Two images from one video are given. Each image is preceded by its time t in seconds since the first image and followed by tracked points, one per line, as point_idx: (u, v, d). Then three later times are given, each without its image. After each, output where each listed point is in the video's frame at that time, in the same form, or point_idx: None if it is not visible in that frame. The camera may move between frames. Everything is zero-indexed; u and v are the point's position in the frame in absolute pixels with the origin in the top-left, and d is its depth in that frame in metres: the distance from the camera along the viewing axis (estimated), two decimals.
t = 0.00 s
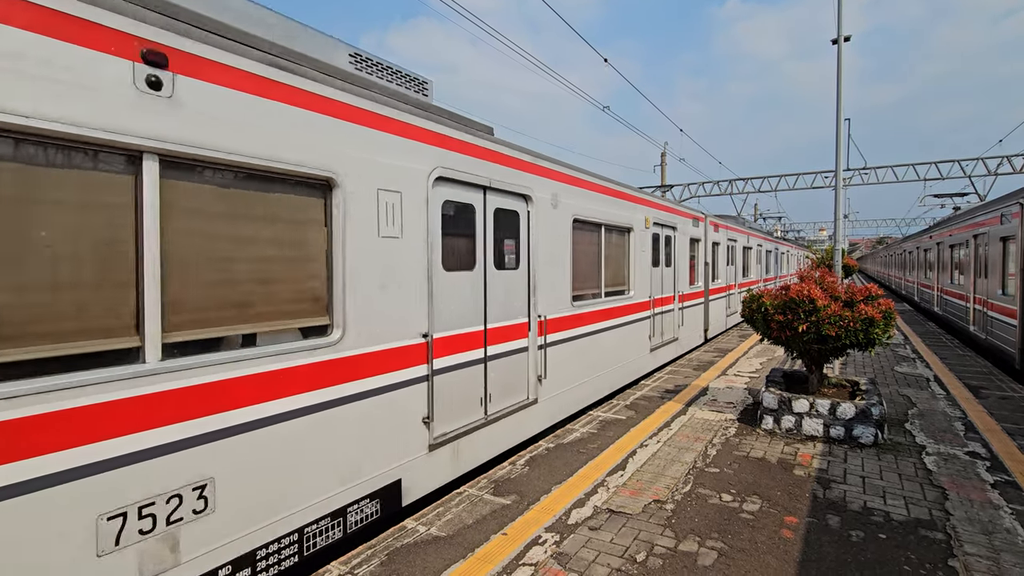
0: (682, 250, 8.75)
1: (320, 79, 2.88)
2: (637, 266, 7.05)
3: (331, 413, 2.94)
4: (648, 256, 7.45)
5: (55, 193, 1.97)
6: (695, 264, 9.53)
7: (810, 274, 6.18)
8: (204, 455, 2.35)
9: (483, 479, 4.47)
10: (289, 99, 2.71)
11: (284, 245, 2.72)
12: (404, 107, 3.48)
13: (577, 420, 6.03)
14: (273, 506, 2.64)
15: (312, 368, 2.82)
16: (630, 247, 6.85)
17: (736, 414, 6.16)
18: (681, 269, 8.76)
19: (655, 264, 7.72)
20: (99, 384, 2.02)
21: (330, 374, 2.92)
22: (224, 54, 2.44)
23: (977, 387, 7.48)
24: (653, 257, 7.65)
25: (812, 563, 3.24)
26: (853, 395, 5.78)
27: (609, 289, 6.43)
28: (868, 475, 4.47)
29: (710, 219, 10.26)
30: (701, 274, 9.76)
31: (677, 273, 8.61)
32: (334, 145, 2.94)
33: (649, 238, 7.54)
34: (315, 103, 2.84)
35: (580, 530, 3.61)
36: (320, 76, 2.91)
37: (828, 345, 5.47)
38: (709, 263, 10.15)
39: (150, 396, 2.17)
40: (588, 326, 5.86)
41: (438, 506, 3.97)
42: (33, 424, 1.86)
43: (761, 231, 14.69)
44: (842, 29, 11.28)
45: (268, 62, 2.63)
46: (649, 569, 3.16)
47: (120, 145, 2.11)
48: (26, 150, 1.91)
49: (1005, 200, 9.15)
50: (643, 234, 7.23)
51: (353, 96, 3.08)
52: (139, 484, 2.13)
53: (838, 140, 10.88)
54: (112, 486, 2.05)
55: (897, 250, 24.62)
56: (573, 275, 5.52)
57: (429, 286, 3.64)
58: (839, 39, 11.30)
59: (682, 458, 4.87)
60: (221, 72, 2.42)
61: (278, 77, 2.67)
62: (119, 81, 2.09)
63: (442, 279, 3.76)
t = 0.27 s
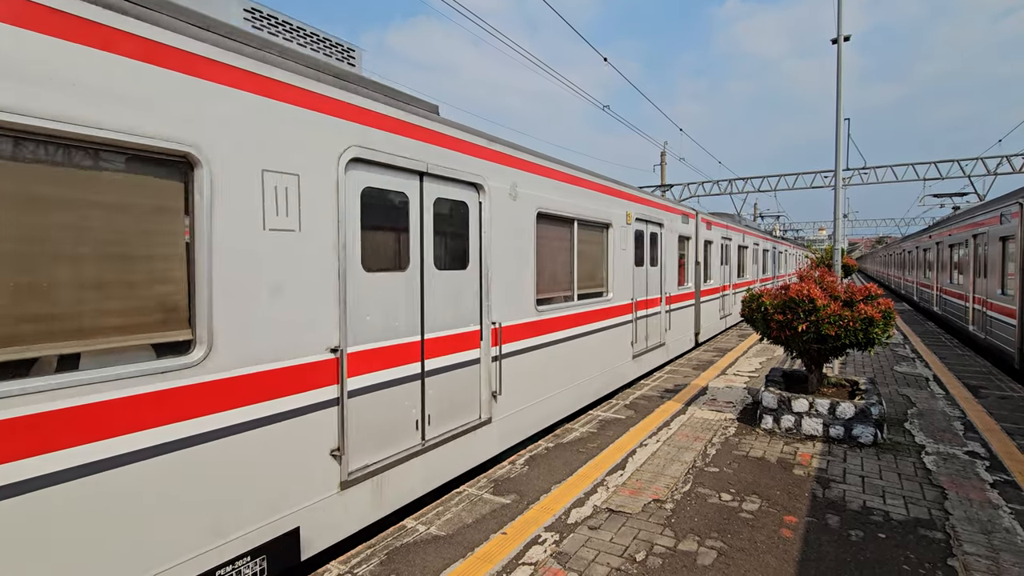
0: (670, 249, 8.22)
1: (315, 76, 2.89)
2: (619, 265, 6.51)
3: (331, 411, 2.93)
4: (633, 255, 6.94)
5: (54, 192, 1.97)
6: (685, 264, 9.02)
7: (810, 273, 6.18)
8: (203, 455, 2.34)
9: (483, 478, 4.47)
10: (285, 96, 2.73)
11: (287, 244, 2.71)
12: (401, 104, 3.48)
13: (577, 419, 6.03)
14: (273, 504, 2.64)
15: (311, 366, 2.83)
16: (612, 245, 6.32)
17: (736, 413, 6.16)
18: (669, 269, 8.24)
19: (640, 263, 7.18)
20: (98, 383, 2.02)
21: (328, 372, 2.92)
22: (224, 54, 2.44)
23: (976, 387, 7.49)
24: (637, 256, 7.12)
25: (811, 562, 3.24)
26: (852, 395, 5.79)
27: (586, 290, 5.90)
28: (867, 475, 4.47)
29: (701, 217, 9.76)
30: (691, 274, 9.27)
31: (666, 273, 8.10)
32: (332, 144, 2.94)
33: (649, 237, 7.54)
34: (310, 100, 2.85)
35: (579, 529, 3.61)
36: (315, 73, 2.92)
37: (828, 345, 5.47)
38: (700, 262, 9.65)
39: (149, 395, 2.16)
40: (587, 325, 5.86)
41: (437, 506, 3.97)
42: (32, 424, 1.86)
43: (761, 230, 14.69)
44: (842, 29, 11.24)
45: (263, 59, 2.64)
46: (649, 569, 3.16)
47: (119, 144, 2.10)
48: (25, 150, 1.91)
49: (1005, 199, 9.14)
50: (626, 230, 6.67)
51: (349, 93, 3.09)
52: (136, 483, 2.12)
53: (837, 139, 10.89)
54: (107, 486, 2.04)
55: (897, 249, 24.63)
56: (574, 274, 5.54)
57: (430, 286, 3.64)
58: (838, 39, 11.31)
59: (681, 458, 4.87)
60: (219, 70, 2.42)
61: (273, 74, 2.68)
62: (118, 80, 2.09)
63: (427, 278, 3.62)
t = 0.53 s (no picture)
0: (654, 248, 7.61)
1: (317, 75, 2.87)
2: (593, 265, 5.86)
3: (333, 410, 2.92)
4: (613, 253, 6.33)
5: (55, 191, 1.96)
6: (672, 265, 8.44)
7: (809, 273, 6.18)
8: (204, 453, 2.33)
9: (482, 477, 4.47)
10: (288, 96, 2.70)
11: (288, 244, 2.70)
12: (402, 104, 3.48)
13: (577, 419, 6.04)
14: (275, 503, 2.61)
15: (313, 365, 2.82)
16: (586, 242, 5.70)
17: (735, 412, 6.17)
18: (654, 268, 7.62)
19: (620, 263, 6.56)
20: (101, 382, 2.02)
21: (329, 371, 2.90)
22: (225, 54, 2.44)
23: (975, 386, 7.50)
24: (617, 255, 6.47)
25: (810, 561, 3.24)
26: (852, 394, 5.79)
27: (552, 292, 5.24)
28: (866, 474, 4.47)
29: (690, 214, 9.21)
30: (680, 275, 8.72)
31: (650, 273, 7.50)
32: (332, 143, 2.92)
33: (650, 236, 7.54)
34: (313, 100, 2.82)
35: (579, 529, 3.62)
36: (317, 73, 2.89)
37: (827, 344, 5.47)
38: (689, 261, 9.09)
39: (151, 394, 2.16)
40: (588, 325, 5.86)
41: (437, 505, 3.97)
42: (35, 424, 1.85)
43: (760, 230, 14.70)
44: (842, 28, 11.22)
45: (264, 59, 2.62)
46: (648, 568, 3.16)
47: (122, 143, 2.10)
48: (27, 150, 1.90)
49: (1004, 199, 9.13)
50: (603, 226, 6.04)
51: (352, 94, 3.05)
52: (139, 482, 2.12)
53: (836, 139, 10.89)
54: (110, 485, 2.04)
55: (896, 249, 24.65)
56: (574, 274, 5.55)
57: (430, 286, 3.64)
58: (837, 39, 11.31)
59: (681, 457, 4.87)
60: (219, 69, 2.41)
61: (274, 73, 2.66)
62: (119, 79, 2.09)
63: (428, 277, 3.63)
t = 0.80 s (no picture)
0: (640, 245, 7.14)
1: (316, 75, 2.87)
2: (566, 262, 5.38)
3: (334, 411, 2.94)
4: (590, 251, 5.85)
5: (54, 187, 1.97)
6: (660, 265, 8.01)
7: (810, 272, 6.18)
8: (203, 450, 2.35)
9: (482, 476, 4.48)
10: (286, 95, 2.71)
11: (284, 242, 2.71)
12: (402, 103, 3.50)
13: (577, 418, 6.04)
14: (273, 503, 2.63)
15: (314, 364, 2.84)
16: (557, 239, 5.21)
17: (735, 411, 6.18)
18: (638, 268, 7.14)
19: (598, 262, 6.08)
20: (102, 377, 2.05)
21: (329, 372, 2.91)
22: (226, 53, 2.46)
23: (975, 386, 7.48)
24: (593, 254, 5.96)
25: (810, 560, 3.25)
26: (852, 393, 5.80)
27: (519, 295, 4.77)
28: (866, 473, 4.48)
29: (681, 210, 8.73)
30: (668, 276, 8.27)
31: (635, 273, 7.02)
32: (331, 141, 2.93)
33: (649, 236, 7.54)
34: (311, 99, 2.82)
35: (579, 528, 3.62)
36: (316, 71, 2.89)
37: (826, 343, 5.48)
38: (678, 261, 8.65)
39: (148, 391, 2.17)
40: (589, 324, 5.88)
41: (437, 504, 3.97)
42: (34, 419, 1.87)
43: (761, 229, 14.69)
44: (842, 28, 11.21)
45: (263, 58, 2.62)
46: (648, 567, 3.16)
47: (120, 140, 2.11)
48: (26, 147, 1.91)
49: (1005, 198, 9.13)
50: (578, 221, 5.54)
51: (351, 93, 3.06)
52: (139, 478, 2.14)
53: (837, 138, 10.90)
54: (110, 479, 2.06)
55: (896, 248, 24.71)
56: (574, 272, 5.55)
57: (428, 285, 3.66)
58: (838, 38, 11.31)
59: (681, 456, 4.88)
60: (218, 67, 2.42)
61: (273, 72, 2.66)
62: (118, 78, 2.09)
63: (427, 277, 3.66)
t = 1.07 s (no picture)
0: (620, 244, 6.56)
1: (315, 74, 2.88)
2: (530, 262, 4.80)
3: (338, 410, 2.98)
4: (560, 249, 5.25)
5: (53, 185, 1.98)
6: (645, 265, 7.47)
7: (810, 272, 6.18)
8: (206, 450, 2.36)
9: (483, 475, 4.48)
10: (285, 94, 2.71)
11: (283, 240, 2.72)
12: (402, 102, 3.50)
13: (577, 417, 6.05)
14: (271, 505, 2.65)
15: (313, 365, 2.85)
16: (520, 234, 4.62)
17: (735, 411, 6.18)
18: (618, 269, 6.55)
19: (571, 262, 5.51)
20: (103, 378, 2.05)
21: (333, 372, 2.95)
22: (226, 52, 2.46)
23: (974, 386, 7.49)
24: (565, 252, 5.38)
25: (810, 559, 3.25)
26: (852, 392, 5.80)
27: (475, 299, 4.20)
28: (866, 473, 4.48)
29: (668, 206, 8.18)
30: (655, 277, 7.74)
31: (614, 274, 6.43)
32: (330, 140, 2.93)
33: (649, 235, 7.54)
34: (310, 98, 2.83)
35: (579, 527, 3.62)
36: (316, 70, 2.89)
37: (826, 343, 5.48)
38: (664, 261, 8.11)
39: (151, 390, 2.18)
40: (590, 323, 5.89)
41: (437, 503, 3.97)
42: (36, 417, 1.88)
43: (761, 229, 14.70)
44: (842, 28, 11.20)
45: (262, 56, 2.62)
46: (648, 567, 3.16)
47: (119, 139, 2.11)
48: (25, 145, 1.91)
49: (1005, 197, 9.13)
50: (545, 215, 4.95)
51: (351, 92, 3.06)
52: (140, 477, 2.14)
53: (837, 137, 10.90)
54: (112, 480, 2.06)
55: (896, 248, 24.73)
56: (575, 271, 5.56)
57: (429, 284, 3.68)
58: (838, 37, 11.32)
59: (681, 455, 4.88)
60: (218, 66, 2.43)
61: (273, 71, 2.66)
62: (118, 77, 2.10)
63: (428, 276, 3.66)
